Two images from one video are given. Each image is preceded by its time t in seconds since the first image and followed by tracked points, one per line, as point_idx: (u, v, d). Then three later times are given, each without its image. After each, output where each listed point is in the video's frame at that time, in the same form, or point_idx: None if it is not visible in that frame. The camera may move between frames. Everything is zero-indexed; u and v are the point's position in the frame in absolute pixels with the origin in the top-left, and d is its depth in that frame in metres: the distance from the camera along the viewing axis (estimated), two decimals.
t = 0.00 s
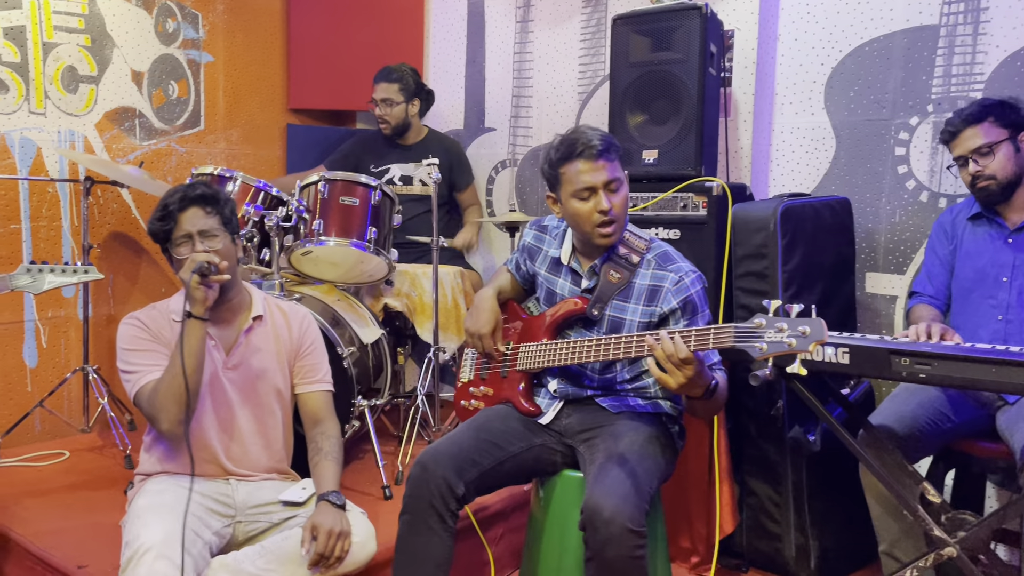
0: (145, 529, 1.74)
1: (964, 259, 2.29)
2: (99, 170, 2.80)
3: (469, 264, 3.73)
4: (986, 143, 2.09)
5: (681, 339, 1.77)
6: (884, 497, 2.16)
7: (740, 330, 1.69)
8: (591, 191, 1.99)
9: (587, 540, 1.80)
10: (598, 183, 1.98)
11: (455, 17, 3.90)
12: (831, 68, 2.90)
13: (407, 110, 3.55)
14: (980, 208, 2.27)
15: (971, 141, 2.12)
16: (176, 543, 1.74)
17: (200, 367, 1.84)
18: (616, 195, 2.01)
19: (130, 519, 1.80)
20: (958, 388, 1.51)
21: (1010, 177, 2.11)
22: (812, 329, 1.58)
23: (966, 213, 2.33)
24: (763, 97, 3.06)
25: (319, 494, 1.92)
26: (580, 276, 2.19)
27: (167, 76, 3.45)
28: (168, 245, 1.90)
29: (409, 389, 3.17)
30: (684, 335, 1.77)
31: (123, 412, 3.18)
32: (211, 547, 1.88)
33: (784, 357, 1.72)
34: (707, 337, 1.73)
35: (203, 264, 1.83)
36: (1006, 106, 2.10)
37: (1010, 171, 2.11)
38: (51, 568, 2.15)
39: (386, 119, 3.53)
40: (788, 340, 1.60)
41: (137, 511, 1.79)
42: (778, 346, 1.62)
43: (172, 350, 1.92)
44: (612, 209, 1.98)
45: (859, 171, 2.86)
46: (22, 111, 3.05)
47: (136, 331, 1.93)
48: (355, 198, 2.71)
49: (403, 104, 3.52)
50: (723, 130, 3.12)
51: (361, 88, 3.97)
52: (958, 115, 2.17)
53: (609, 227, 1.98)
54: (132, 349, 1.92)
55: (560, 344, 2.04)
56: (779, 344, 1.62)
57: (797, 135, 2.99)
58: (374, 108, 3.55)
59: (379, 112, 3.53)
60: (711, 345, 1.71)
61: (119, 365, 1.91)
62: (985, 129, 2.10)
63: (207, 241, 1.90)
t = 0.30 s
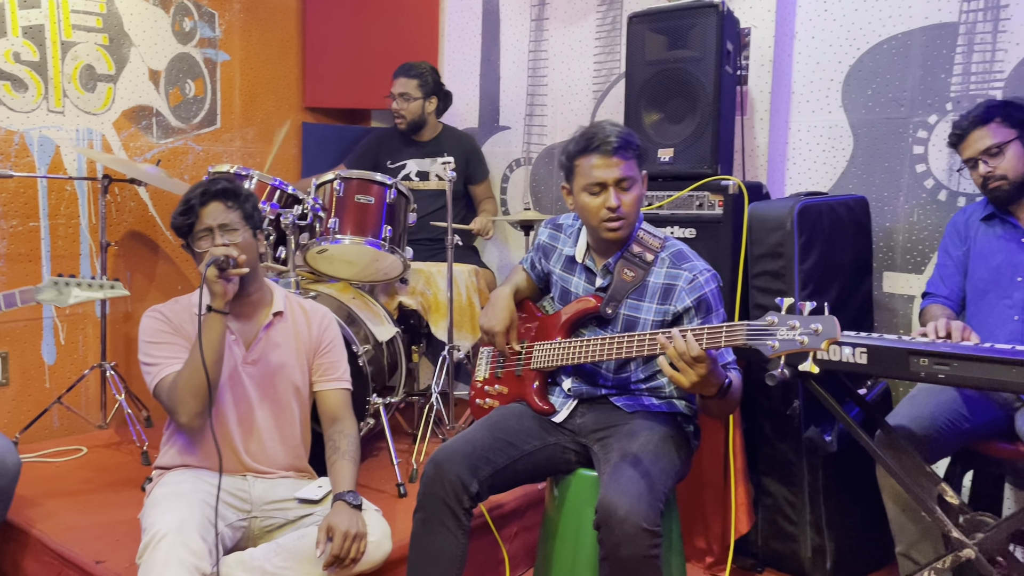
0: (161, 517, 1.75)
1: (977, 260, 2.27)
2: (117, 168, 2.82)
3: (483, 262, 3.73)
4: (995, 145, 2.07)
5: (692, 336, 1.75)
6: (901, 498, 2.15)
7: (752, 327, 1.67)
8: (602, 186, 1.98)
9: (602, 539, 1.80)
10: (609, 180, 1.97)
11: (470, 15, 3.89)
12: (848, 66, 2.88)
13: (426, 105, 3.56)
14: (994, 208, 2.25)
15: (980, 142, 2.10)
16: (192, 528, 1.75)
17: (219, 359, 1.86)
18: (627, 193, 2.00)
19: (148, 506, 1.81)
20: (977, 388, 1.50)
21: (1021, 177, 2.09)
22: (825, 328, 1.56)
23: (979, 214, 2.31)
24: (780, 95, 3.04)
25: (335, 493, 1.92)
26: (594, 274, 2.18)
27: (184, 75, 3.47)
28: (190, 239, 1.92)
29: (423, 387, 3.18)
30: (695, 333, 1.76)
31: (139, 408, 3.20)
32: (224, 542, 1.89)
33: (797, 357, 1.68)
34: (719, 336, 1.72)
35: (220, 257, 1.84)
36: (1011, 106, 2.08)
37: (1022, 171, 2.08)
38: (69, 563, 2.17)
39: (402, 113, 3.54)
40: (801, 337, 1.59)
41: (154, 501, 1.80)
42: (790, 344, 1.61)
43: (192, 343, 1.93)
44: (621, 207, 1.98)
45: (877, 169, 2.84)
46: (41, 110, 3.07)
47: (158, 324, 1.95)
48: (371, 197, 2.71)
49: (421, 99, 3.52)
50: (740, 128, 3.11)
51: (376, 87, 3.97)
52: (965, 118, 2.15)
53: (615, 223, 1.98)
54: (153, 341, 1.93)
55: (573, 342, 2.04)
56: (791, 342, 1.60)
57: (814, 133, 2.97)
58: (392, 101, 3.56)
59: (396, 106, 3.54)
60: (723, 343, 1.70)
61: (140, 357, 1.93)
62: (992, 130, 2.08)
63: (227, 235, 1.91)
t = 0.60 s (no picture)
0: (181, 508, 1.76)
1: (1001, 260, 2.24)
2: (136, 166, 2.84)
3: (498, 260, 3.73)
4: (1020, 144, 2.05)
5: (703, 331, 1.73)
6: (920, 499, 2.13)
7: (765, 320, 1.66)
8: (620, 185, 1.98)
9: (618, 539, 1.79)
10: (628, 178, 1.96)
11: (486, 14, 3.89)
12: (867, 64, 2.85)
13: (435, 106, 3.56)
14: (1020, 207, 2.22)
15: (1005, 141, 2.08)
16: (211, 521, 1.75)
17: (239, 357, 1.86)
18: (645, 191, 1.99)
19: (167, 499, 1.83)
20: (997, 390, 1.49)
21: None
22: (839, 322, 1.58)
23: (1004, 213, 2.28)
24: (798, 94, 3.02)
25: (350, 488, 1.92)
26: (610, 273, 2.18)
27: (201, 74, 3.49)
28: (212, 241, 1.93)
29: (438, 385, 3.19)
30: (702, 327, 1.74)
31: (157, 405, 3.22)
32: (242, 536, 1.90)
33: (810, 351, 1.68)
34: (732, 330, 1.69)
35: (241, 257, 1.85)
36: None
37: None
38: (88, 559, 2.19)
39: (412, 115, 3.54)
40: (814, 332, 1.60)
41: (174, 493, 1.82)
42: (803, 339, 1.62)
43: (211, 342, 1.94)
44: (639, 205, 1.97)
45: (896, 169, 2.81)
46: (61, 109, 3.10)
47: (179, 323, 1.97)
48: (386, 195, 2.72)
49: (431, 101, 3.53)
50: (757, 127, 3.09)
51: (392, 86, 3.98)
52: (991, 115, 2.13)
53: (634, 222, 1.98)
54: (174, 339, 1.95)
55: (588, 340, 2.03)
56: (804, 336, 1.62)
57: (831, 132, 2.95)
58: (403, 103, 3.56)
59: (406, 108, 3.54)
60: (736, 338, 1.67)
61: (160, 355, 1.94)
62: (1019, 128, 2.05)
63: (248, 238, 1.92)
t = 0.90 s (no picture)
0: (197, 520, 1.77)
1: None
2: (155, 165, 2.86)
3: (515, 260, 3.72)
4: None
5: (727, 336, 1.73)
6: (940, 502, 2.10)
7: (790, 324, 1.65)
8: (634, 192, 1.97)
9: (636, 540, 1.79)
10: (641, 184, 1.95)
11: (502, 14, 3.88)
12: (887, 63, 2.83)
13: (452, 113, 3.56)
14: None
15: None
16: (227, 532, 1.76)
17: (257, 363, 1.87)
18: (660, 193, 1.98)
19: (183, 508, 1.83)
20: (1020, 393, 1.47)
21: None
22: (864, 326, 1.57)
23: None
24: (817, 93, 3.00)
25: (368, 490, 1.93)
26: (629, 274, 2.17)
27: (220, 74, 3.51)
28: (229, 238, 1.93)
29: (454, 384, 3.20)
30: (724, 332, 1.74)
31: (175, 402, 3.25)
32: (262, 538, 1.91)
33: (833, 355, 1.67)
34: (755, 332, 1.68)
35: (262, 260, 1.86)
36: None
37: None
38: (107, 555, 2.20)
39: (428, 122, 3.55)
40: (838, 336, 1.59)
41: (191, 501, 1.83)
42: (827, 343, 1.61)
43: (229, 344, 1.95)
44: (656, 210, 1.96)
45: (916, 169, 2.79)
46: (81, 108, 3.12)
47: (196, 323, 1.98)
48: (403, 195, 2.72)
49: (448, 108, 3.53)
50: (775, 126, 3.07)
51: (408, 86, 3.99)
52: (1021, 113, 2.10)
53: (652, 226, 1.97)
54: (191, 340, 1.95)
55: (607, 341, 2.02)
56: (829, 339, 1.60)
57: (850, 132, 2.93)
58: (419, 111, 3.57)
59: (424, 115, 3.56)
60: (758, 340, 1.67)
61: (177, 355, 1.95)
62: None
63: (266, 236, 1.93)
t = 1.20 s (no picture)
0: (215, 505, 1.78)
1: None
2: (174, 165, 2.88)
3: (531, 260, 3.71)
4: None
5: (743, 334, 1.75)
6: (959, 505, 2.08)
7: (806, 321, 1.68)
8: (651, 187, 1.97)
9: (652, 541, 1.78)
10: (658, 179, 1.95)
11: (519, 14, 3.88)
12: (907, 63, 2.81)
13: (471, 107, 3.57)
14: None
15: None
16: (245, 517, 1.77)
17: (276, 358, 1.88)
18: (677, 191, 1.98)
19: (201, 497, 1.84)
20: None
21: None
22: (879, 322, 1.60)
23: None
24: (835, 93, 2.98)
25: (384, 489, 1.94)
26: (646, 274, 2.17)
27: (238, 74, 3.53)
28: (251, 240, 1.95)
29: (469, 384, 3.21)
30: (739, 330, 1.77)
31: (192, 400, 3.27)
32: (276, 533, 1.91)
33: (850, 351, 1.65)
34: (770, 330, 1.72)
35: (282, 260, 1.87)
36: None
37: None
38: (125, 551, 2.22)
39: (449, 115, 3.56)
40: (854, 332, 1.62)
41: (210, 491, 1.83)
42: (843, 340, 1.63)
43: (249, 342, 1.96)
44: (671, 206, 1.96)
45: (936, 169, 2.77)
46: (102, 108, 3.15)
47: (216, 320, 1.99)
48: (420, 195, 2.73)
49: (469, 101, 3.54)
50: (794, 126, 3.06)
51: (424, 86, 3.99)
52: None
53: (667, 223, 1.96)
54: (211, 337, 1.97)
55: (624, 340, 2.02)
56: (844, 336, 1.63)
57: (869, 132, 2.91)
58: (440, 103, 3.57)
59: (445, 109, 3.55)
60: (774, 337, 1.70)
61: (197, 353, 1.97)
62: None
63: (287, 239, 1.95)
